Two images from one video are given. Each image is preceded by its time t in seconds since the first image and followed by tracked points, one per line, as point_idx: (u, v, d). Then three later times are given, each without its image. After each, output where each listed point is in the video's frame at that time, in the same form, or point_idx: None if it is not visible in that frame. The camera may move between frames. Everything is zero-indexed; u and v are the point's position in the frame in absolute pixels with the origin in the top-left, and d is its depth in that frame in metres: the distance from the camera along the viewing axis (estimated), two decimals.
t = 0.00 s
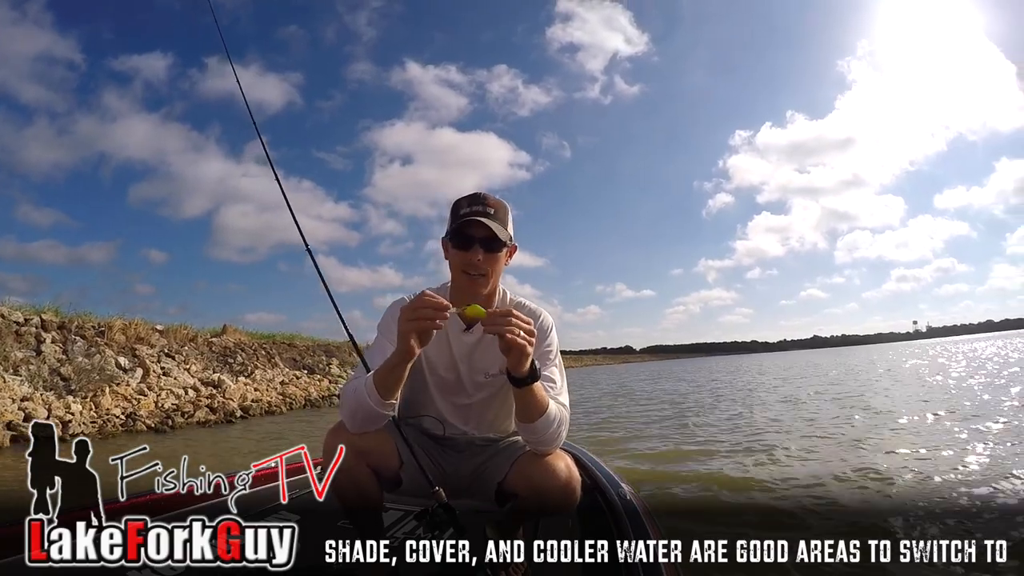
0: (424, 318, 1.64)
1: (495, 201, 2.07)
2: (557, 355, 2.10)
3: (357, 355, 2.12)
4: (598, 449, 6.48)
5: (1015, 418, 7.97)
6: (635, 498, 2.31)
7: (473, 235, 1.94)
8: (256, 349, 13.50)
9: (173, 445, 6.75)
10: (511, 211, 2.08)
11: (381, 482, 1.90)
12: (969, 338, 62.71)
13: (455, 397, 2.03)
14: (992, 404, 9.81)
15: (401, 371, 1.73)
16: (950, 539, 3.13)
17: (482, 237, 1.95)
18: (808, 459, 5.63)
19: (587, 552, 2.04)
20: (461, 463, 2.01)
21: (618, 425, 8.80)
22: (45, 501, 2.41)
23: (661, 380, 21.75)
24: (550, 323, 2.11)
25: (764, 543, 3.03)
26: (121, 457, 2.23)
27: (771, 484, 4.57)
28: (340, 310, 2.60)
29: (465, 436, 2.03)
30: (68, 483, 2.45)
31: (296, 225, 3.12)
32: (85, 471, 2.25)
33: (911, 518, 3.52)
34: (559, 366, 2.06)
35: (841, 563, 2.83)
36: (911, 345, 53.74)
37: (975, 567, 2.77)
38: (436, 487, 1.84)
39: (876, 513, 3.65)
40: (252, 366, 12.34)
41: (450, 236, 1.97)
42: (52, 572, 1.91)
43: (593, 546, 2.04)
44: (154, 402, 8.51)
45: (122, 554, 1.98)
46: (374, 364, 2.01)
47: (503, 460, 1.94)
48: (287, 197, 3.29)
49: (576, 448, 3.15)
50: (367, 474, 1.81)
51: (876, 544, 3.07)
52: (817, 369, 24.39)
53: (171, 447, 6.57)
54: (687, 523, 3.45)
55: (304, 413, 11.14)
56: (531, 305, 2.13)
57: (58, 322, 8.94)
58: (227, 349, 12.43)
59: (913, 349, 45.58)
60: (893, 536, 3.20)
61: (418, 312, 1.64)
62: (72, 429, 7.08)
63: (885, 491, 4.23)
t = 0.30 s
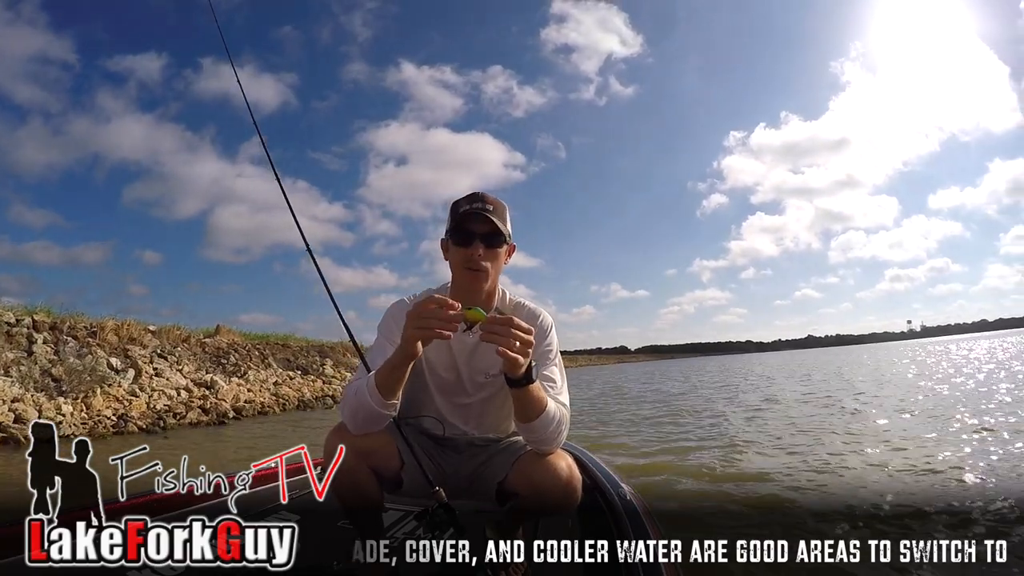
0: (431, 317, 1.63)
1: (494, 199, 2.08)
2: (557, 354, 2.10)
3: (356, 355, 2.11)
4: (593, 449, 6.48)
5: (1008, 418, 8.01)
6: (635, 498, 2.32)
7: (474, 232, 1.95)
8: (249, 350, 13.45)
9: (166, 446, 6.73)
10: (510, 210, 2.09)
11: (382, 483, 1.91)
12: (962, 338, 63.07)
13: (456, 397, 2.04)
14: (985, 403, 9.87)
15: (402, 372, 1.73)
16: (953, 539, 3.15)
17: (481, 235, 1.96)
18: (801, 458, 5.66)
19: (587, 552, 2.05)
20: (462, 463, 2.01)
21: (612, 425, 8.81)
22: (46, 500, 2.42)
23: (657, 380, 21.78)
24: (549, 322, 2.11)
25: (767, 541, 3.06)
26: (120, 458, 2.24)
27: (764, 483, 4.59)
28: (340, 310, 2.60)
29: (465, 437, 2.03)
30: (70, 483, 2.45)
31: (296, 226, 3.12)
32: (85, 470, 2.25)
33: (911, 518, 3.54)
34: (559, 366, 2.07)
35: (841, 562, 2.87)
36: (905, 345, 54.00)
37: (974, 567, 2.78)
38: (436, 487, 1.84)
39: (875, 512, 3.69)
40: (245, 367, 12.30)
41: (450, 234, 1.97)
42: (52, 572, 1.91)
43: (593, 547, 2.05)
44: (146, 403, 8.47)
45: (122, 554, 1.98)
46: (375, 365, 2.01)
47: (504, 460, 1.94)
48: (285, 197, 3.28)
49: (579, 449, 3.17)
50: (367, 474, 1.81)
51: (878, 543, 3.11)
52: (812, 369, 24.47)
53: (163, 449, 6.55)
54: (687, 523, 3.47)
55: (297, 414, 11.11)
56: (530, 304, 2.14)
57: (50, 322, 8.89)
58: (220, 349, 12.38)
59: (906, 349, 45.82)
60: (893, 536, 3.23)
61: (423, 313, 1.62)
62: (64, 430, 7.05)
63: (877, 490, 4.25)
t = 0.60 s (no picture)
0: (423, 316, 1.61)
1: (501, 200, 2.07)
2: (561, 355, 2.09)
3: (359, 351, 2.12)
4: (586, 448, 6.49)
5: (1002, 419, 8.02)
6: (635, 497, 2.35)
7: (479, 233, 1.94)
8: (243, 348, 13.40)
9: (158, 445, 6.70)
10: (516, 211, 2.08)
11: (384, 483, 1.88)
12: (956, 339, 63.36)
13: (459, 397, 2.03)
14: (979, 404, 9.89)
15: (403, 370, 1.74)
16: (951, 538, 3.18)
17: (487, 235, 1.95)
18: (794, 459, 5.67)
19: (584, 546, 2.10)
20: (464, 462, 2.01)
21: (606, 424, 8.82)
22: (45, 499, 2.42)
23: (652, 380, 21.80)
24: (554, 323, 2.10)
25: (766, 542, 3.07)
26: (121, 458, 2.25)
27: (757, 483, 4.60)
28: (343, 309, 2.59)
29: (467, 436, 2.03)
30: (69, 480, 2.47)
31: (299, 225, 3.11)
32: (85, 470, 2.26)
33: (908, 517, 3.56)
34: (563, 367, 2.06)
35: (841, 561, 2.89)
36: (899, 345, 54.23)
37: (975, 567, 2.79)
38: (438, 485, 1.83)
39: (870, 512, 3.70)
40: (239, 365, 12.25)
41: (456, 234, 1.97)
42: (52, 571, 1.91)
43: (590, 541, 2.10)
44: (138, 402, 8.43)
45: (122, 554, 1.98)
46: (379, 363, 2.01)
47: (506, 459, 1.94)
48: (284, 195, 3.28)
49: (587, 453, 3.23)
50: (369, 471, 1.81)
51: (876, 542, 3.13)
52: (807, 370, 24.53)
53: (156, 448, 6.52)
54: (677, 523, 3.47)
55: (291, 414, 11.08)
56: (536, 305, 2.13)
57: (43, 319, 8.84)
58: (214, 348, 12.33)
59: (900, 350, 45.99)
60: (893, 536, 3.23)
61: (416, 312, 1.61)
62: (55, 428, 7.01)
63: (871, 491, 4.26)
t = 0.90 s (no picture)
0: (415, 318, 1.60)
1: (505, 200, 2.07)
2: (564, 355, 2.09)
3: (360, 349, 2.12)
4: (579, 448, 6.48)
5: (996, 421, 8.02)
6: (633, 498, 2.51)
7: (482, 234, 1.94)
8: (237, 347, 13.35)
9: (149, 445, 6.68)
10: (520, 211, 2.07)
11: (383, 481, 1.87)
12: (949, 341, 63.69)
13: (461, 396, 2.03)
14: (972, 406, 9.90)
15: (401, 369, 1.73)
16: (953, 539, 3.18)
17: (491, 236, 1.95)
18: (786, 460, 5.70)
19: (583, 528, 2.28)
20: (465, 461, 2.02)
21: (599, 425, 8.83)
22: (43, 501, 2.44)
23: (647, 380, 21.82)
24: (557, 324, 2.10)
25: (768, 544, 3.09)
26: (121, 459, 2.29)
27: (750, 484, 4.61)
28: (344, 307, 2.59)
29: (468, 436, 2.03)
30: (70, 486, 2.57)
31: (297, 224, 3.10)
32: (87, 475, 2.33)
33: (906, 519, 3.55)
34: (566, 366, 2.06)
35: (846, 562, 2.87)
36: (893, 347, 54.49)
37: (972, 565, 2.82)
38: (438, 484, 1.83)
39: (868, 513, 3.68)
40: (232, 364, 12.21)
41: (459, 234, 1.96)
42: (52, 570, 1.90)
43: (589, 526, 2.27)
44: (130, 401, 8.40)
45: (121, 555, 1.99)
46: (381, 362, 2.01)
47: (507, 458, 1.95)
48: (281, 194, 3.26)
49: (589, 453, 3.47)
50: (369, 470, 1.81)
51: (879, 543, 3.12)
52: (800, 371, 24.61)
53: (147, 448, 6.49)
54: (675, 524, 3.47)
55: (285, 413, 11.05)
56: (538, 305, 2.12)
57: (36, 318, 8.79)
58: (207, 347, 12.28)
59: (895, 351, 46.17)
60: (891, 535, 3.25)
61: (407, 313, 1.60)
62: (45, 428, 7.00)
63: (865, 492, 4.27)
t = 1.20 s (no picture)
0: (421, 320, 1.60)
1: (505, 202, 2.07)
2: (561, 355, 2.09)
3: (359, 349, 2.12)
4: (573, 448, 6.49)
5: (990, 420, 8.04)
6: (633, 497, 2.53)
7: (482, 235, 1.94)
8: (230, 348, 13.31)
9: (141, 446, 6.64)
10: (519, 213, 2.08)
11: (383, 481, 1.87)
12: (941, 340, 64.08)
13: (459, 397, 2.04)
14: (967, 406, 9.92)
15: (402, 370, 1.73)
16: (954, 540, 3.18)
17: (491, 238, 1.95)
18: (779, 459, 5.72)
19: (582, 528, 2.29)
20: (464, 461, 2.02)
21: (593, 425, 8.84)
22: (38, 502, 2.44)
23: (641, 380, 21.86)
24: (554, 324, 2.10)
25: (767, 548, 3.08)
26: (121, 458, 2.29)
27: (742, 483, 4.62)
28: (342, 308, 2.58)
29: (467, 437, 2.03)
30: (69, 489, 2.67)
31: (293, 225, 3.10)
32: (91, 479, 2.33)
33: (906, 520, 3.54)
34: (563, 366, 2.06)
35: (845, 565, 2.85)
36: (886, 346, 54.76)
37: (967, 563, 2.84)
38: (438, 484, 1.83)
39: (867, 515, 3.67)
40: (225, 364, 12.16)
41: (459, 236, 1.96)
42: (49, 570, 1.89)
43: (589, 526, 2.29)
44: (122, 402, 8.36)
45: (120, 554, 1.99)
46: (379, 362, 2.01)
47: (506, 458, 1.95)
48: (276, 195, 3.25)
49: (588, 453, 3.50)
50: (368, 470, 1.80)
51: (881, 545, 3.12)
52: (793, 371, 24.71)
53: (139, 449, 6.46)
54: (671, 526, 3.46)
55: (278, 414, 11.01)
56: (536, 306, 2.13)
57: (27, 318, 8.73)
58: (201, 347, 12.23)
59: (889, 351, 46.35)
60: (886, 535, 3.27)
61: (413, 316, 1.60)
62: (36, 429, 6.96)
63: (859, 491, 4.29)
